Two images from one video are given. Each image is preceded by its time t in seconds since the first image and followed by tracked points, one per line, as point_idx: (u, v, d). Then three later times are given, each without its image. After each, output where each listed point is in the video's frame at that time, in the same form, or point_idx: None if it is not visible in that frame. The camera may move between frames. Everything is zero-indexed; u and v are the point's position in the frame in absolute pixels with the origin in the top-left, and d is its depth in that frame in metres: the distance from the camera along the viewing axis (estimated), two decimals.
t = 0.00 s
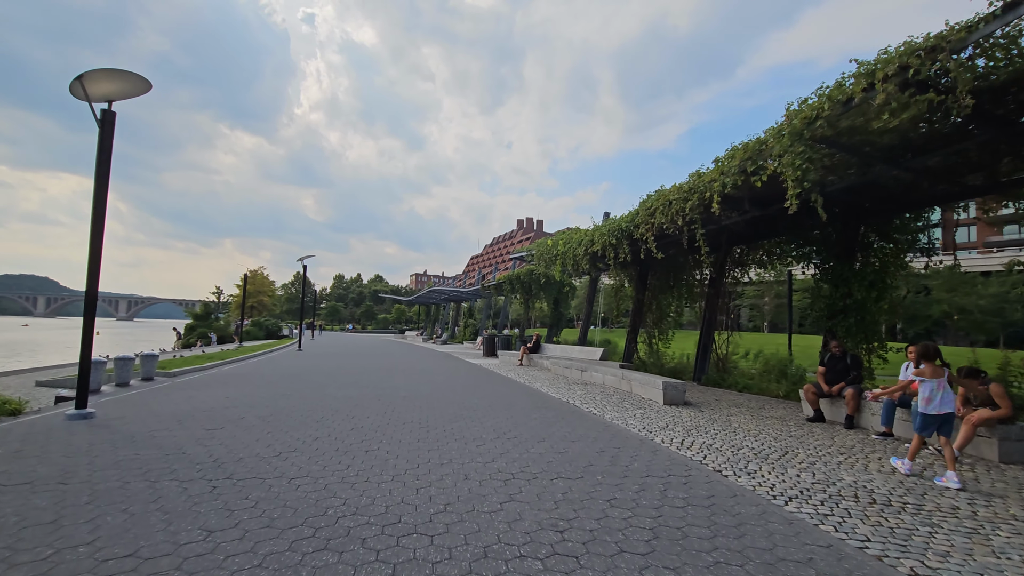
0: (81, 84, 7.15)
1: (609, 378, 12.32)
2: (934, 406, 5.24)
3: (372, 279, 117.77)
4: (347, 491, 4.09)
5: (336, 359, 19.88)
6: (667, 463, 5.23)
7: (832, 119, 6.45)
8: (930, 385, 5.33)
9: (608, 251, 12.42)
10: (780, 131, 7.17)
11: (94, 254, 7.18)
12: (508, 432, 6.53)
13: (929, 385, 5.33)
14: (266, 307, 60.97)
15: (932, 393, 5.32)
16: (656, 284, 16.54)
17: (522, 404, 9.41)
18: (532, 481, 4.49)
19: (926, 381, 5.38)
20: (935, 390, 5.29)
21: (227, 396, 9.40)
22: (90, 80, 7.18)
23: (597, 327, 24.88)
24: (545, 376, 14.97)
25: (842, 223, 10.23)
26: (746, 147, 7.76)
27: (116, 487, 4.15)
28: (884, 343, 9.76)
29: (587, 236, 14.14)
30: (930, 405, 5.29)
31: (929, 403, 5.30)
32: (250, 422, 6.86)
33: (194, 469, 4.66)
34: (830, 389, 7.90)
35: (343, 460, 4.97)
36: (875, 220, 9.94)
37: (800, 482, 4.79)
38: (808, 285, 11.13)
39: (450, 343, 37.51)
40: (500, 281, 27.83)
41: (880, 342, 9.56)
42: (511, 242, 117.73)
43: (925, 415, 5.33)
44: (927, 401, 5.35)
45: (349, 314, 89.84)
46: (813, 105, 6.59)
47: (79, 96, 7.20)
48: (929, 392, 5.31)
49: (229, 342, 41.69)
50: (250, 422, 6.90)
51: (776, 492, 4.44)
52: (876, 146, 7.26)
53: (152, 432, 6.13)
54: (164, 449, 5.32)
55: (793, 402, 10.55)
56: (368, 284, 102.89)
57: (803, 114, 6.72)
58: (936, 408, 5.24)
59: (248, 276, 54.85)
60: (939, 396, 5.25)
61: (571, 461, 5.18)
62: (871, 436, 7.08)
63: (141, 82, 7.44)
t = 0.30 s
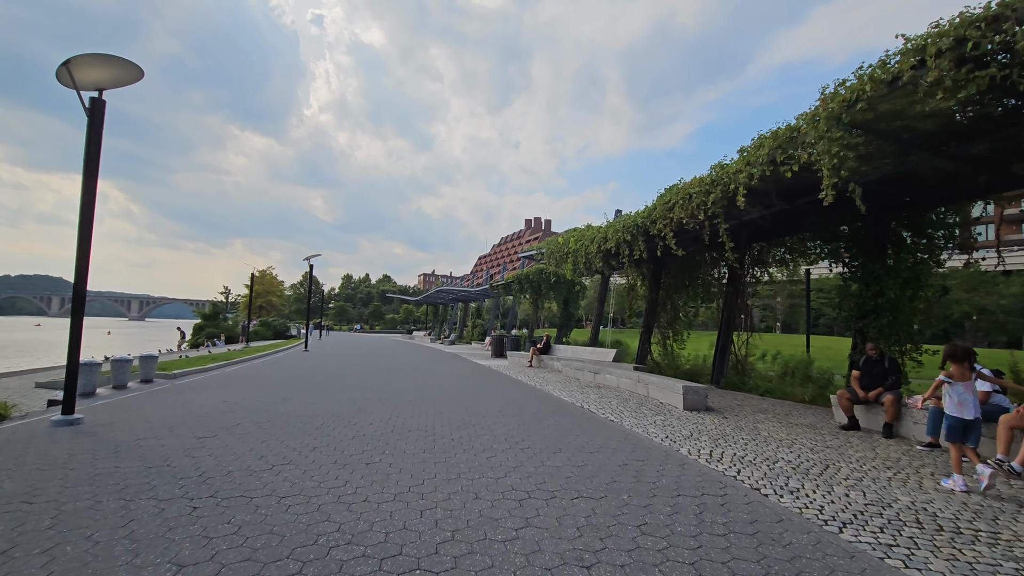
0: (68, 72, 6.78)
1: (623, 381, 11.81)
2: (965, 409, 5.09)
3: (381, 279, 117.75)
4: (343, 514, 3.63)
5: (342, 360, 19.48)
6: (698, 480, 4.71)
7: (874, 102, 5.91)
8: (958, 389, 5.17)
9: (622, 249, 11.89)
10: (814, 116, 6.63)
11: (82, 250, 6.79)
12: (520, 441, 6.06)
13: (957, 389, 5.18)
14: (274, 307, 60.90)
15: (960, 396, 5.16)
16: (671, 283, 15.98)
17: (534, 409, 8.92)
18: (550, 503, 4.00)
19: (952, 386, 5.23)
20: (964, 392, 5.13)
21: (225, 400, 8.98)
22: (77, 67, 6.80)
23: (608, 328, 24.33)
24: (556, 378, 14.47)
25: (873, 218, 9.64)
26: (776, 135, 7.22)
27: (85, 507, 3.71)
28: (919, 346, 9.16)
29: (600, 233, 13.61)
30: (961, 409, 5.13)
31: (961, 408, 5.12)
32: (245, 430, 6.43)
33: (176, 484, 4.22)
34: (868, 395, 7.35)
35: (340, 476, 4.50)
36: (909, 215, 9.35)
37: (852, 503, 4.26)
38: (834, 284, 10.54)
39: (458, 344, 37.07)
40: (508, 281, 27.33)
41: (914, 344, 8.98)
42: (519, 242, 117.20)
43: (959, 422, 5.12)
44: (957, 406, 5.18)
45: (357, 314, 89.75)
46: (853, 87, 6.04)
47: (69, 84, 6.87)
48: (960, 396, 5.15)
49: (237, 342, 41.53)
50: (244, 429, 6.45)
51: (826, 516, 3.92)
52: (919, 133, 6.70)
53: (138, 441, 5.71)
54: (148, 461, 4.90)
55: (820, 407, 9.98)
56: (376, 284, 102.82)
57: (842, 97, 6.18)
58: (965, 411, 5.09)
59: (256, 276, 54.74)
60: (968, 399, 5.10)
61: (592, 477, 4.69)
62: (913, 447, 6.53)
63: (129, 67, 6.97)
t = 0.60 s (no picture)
0: (62, 61, 6.48)
1: (643, 383, 11.31)
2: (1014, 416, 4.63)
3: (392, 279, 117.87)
4: (347, 539, 3.22)
5: (353, 360, 19.16)
6: (740, 497, 4.25)
7: (928, 81, 5.40)
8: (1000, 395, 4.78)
9: (642, 246, 11.40)
10: (859, 99, 6.11)
11: (78, 248, 6.47)
12: (540, 451, 5.62)
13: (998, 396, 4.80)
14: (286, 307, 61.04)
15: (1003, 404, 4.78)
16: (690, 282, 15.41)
17: (552, 413, 8.47)
18: (578, 525, 3.56)
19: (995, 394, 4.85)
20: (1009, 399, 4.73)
21: (231, 403, 8.65)
22: (72, 55, 6.49)
23: (623, 327, 23.82)
24: (572, 379, 14.02)
25: (913, 211, 9.03)
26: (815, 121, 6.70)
27: (61, 529, 3.33)
28: (964, 347, 8.57)
29: (617, 228, 13.11)
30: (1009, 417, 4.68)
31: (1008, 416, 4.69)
32: (247, 437, 6.06)
33: (166, 501, 3.84)
34: (914, 403, 6.82)
35: (346, 492, 4.10)
36: (953, 208, 8.74)
37: (920, 527, 3.77)
38: (869, 282, 9.95)
39: (470, 344, 36.76)
40: (521, 280, 26.87)
41: (959, 346, 8.38)
42: (531, 241, 116.74)
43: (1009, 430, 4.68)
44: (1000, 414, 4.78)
45: (369, 313, 89.89)
46: (905, 65, 5.52)
47: (62, 72, 6.53)
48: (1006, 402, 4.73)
49: (250, 342, 41.53)
50: (247, 436, 6.09)
51: (895, 544, 3.44)
52: (974, 116, 6.14)
53: (133, 449, 5.36)
54: (139, 472, 4.54)
55: (854, 412, 9.41)
56: (387, 284, 102.96)
57: (891, 76, 5.65)
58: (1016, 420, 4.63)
59: (269, 276, 54.83)
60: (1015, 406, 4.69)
61: (623, 494, 4.24)
62: (969, 458, 5.98)
63: (127, 57, 6.64)
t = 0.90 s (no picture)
0: (57, 51, 6.16)
1: (666, 388, 10.77)
2: None
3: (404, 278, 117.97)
4: None
5: (365, 362, 18.84)
6: (796, 526, 3.75)
7: (998, 58, 4.86)
8: None
9: (664, 244, 10.87)
10: (914, 80, 5.58)
11: (75, 247, 6.15)
12: (563, 467, 5.16)
13: None
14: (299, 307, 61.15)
15: None
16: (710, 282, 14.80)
17: (572, 420, 7.99)
18: (615, 562, 3.09)
19: None
20: None
21: (236, 408, 8.30)
22: (68, 44, 6.16)
23: (639, 328, 23.24)
24: (589, 382, 13.52)
25: (961, 205, 8.41)
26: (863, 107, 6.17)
27: (31, 563, 2.94)
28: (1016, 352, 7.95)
29: (636, 226, 12.59)
30: None
31: None
32: (250, 448, 5.66)
33: (153, 526, 3.45)
34: (972, 412, 6.24)
35: (352, 517, 3.67)
36: (1004, 201, 8.11)
37: (1013, 566, 3.25)
38: (910, 281, 9.33)
39: (482, 344, 36.33)
40: (535, 279, 26.38)
41: (1013, 350, 7.76)
42: (543, 241, 116.11)
43: None
44: None
45: (382, 313, 89.98)
46: (971, 40, 4.99)
47: (57, 62, 6.21)
48: None
49: (263, 342, 41.50)
50: (249, 448, 5.70)
51: None
52: None
53: (128, 462, 4.99)
54: (129, 490, 4.15)
55: (895, 421, 8.80)
56: (400, 284, 102.98)
57: (954, 54, 5.12)
58: None
59: (282, 276, 54.94)
60: None
61: (661, 521, 3.76)
62: None
63: (123, 43, 6.27)
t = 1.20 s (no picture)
0: (48, 31, 5.84)
1: (688, 389, 10.25)
2: None
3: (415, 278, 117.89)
4: None
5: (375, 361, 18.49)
6: (862, 553, 3.26)
7: None
8: None
9: (686, 238, 10.35)
10: (976, 52, 5.06)
11: (67, 240, 5.84)
12: (587, 477, 4.71)
13: None
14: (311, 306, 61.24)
15: None
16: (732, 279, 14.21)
17: (592, 424, 7.52)
18: None
19: None
20: None
21: (240, 410, 7.95)
22: (60, 24, 5.85)
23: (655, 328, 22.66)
24: (606, 383, 13.02)
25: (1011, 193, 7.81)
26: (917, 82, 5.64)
27: None
28: None
29: (655, 220, 12.08)
30: None
31: None
32: (249, 454, 5.29)
33: (132, 546, 3.06)
34: None
35: (355, 536, 3.25)
36: None
37: None
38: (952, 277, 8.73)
39: (494, 344, 35.92)
40: (547, 278, 25.91)
41: None
42: (554, 240, 115.49)
43: None
44: None
45: (393, 313, 89.97)
46: None
47: (49, 43, 5.90)
48: None
49: (275, 342, 41.47)
50: (248, 454, 5.31)
51: None
52: None
53: (117, 469, 4.64)
54: (113, 502, 3.79)
55: (937, 426, 8.24)
56: (411, 284, 103.04)
57: None
58: None
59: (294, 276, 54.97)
60: None
61: (705, 544, 3.29)
62: None
63: (119, 25, 5.97)
